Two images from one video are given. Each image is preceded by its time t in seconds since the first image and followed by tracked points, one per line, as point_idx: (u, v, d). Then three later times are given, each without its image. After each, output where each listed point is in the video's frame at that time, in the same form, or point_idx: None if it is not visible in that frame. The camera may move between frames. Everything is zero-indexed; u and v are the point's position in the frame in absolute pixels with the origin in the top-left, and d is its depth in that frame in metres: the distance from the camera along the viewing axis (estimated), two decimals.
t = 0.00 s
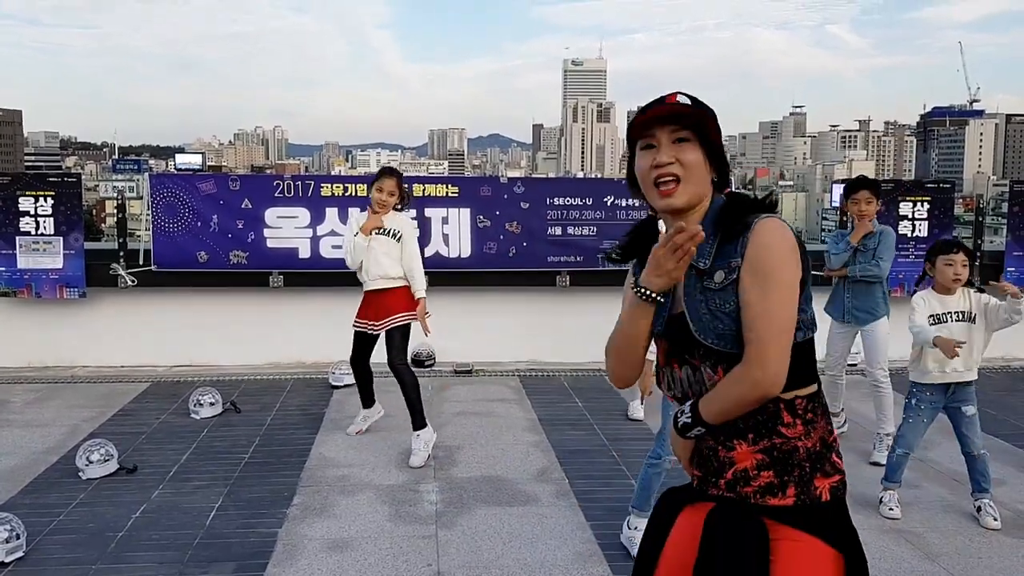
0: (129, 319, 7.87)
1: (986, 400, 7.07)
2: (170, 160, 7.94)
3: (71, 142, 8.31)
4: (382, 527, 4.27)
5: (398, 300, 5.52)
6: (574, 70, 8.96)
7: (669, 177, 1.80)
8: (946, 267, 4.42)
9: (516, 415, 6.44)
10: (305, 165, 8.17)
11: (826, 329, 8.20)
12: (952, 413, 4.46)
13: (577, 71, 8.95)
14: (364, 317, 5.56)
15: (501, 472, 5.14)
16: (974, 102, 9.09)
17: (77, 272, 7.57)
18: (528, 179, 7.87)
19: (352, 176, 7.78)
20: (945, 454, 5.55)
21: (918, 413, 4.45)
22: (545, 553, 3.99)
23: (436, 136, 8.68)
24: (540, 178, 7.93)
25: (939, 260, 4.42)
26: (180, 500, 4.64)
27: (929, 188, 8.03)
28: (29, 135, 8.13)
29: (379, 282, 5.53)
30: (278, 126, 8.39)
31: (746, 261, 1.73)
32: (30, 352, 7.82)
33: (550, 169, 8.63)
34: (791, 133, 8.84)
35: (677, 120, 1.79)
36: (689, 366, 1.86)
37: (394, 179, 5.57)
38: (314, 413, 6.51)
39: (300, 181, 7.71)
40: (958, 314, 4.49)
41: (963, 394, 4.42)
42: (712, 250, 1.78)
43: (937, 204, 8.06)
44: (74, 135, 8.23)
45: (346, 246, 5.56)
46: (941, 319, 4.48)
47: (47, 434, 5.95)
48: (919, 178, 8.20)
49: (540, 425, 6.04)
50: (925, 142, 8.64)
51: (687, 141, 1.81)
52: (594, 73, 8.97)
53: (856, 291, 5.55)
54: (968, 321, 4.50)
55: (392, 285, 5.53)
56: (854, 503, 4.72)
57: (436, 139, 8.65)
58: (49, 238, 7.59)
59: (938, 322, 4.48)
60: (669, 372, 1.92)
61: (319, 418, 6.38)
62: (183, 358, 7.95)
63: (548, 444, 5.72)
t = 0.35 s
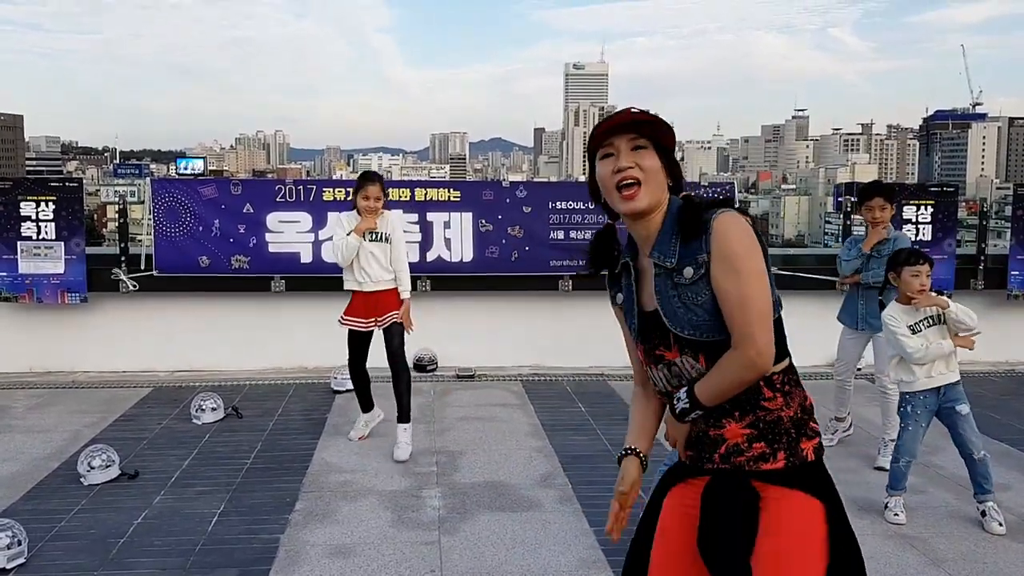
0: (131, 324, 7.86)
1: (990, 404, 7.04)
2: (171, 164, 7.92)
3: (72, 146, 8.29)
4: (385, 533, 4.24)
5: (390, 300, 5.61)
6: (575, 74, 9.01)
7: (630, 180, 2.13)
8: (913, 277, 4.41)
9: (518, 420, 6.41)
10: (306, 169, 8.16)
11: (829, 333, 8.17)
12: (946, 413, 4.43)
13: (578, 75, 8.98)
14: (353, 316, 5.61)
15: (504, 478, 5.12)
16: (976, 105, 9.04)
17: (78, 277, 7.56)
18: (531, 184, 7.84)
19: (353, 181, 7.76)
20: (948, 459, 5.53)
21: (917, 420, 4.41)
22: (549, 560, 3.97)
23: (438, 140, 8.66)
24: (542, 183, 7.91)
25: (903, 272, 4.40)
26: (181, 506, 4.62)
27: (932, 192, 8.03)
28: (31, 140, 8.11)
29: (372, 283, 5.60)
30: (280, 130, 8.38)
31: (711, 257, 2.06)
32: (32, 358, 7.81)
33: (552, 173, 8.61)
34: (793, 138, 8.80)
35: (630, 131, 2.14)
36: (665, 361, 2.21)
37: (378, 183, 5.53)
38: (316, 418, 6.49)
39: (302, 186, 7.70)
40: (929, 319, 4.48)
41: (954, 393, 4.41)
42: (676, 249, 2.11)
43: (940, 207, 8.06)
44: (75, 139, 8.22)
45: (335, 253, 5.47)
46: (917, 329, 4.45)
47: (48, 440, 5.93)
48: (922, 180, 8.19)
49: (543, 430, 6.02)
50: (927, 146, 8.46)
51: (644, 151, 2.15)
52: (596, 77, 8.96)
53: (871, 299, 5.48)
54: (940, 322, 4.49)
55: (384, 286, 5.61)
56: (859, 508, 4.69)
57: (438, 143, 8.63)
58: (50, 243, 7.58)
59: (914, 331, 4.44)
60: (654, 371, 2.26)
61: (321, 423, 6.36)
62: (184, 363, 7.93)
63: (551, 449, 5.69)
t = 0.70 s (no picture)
0: (128, 327, 7.84)
1: (988, 407, 7.04)
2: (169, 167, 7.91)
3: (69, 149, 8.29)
4: (382, 537, 4.23)
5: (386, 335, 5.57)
6: (573, 77, 8.96)
7: (664, 230, 2.15)
8: (906, 285, 4.41)
9: (516, 424, 6.40)
10: (304, 172, 8.16)
11: (826, 336, 8.17)
12: (933, 419, 4.46)
13: (576, 78, 8.95)
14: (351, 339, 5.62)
15: (502, 481, 5.11)
16: (972, 109, 9.05)
17: (75, 280, 7.54)
18: (529, 187, 7.84)
19: (350, 184, 7.75)
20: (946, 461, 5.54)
21: (907, 426, 4.40)
22: (546, 563, 3.97)
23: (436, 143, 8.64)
24: (540, 186, 7.90)
25: (898, 279, 4.41)
26: (178, 510, 4.61)
27: (930, 195, 8.03)
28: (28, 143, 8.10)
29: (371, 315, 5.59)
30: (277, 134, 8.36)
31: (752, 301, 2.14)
32: (29, 361, 7.80)
33: (550, 176, 8.60)
34: (790, 140, 8.79)
35: (653, 178, 2.15)
36: (681, 404, 2.23)
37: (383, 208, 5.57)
38: (313, 422, 6.47)
39: (299, 189, 7.69)
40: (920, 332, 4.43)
41: (940, 400, 4.43)
42: (713, 298, 2.16)
43: (938, 211, 8.05)
44: (72, 142, 8.21)
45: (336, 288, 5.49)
46: (905, 340, 4.42)
47: (44, 443, 5.91)
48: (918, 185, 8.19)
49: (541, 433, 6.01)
50: (924, 149, 8.45)
51: (666, 196, 2.18)
52: (594, 80, 8.96)
53: (870, 307, 5.49)
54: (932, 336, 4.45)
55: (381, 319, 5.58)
56: (857, 512, 4.69)
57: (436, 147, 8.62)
58: (47, 246, 7.57)
59: (903, 342, 4.42)
60: (660, 409, 2.28)
61: (319, 427, 6.34)
62: (181, 366, 7.92)
63: (549, 453, 5.68)
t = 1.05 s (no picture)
0: (115, 327, 7.81)
1: (973, 406, 7.09)
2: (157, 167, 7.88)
3: (56, 149, 8.25)
4: (371, 537, 4.24)
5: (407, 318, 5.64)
6: (560, 77, 9.00)
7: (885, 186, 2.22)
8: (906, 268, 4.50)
9: (504, 423, 6.41)
10: (293, 172, 8.15)
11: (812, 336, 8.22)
12: (919, 408, 4.57)
13: (563, 78, 8.99)
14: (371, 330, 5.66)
15: (490, 480, 5.12)
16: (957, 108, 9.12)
17: (62, 280, 7.50)
18: (517, 187, 7.85)
19: (338, 184, 7.75)
20: (931, 460, 5.57)
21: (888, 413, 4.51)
22: (534, 562, 3.98)
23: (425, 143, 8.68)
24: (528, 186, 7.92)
25: (900, 261, 4.48)
26: (165, 510, 4.60)
27: (915, 194, 8.10)
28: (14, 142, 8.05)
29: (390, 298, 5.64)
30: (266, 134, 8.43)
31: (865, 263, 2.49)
32: (15, 361, 7.75)
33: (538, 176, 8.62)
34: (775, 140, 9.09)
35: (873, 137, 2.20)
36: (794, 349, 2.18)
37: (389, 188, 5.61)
38: (301, 422, 6.46)
39: (287, 188, 7.68)
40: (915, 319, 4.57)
41: (927, 390, 4.54)
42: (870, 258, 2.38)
43: (923, 210, 8.10)
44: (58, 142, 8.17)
45: (341, 278, 5.52)
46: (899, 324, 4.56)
47: (30, 444, 5.88)
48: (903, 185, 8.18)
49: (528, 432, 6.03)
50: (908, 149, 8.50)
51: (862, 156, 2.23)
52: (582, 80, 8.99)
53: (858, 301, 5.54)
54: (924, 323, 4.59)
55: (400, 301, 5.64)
56: (842, 510, 4.72)
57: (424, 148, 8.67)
58: (33, 246, 7.52)
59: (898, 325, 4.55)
60: (773, 351, 2.17)
61: (306, 427, 6.33)
62: (168, 366, 7.89)
63: (536, 452, 5.69)
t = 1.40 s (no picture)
0: (78, 327, 7.70)
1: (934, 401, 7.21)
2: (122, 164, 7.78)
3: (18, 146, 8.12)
4: (338, 536, 4.22)
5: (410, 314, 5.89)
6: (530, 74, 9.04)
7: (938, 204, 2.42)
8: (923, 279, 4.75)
9: (473, 421, 6.41)
10: (261, 169, 8.09)
11: (778, 332, 8.31)
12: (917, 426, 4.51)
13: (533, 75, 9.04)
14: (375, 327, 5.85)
15: (458, 478, 5.12)
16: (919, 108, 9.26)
17: (23, 279, 7.37)
18: (485, 184, 7.85)
19: (304, 181, 7.69)
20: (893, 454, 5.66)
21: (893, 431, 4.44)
22: (501, 558, 3.99)
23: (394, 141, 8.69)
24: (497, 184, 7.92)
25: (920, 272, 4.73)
26: (129, 511, 4.55)
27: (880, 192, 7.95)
28: None
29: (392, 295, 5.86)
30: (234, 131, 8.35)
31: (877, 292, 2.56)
32: None
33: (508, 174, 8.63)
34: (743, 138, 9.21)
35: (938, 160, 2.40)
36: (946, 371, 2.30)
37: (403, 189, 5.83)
38: (268, 421, 6.42)
39: (253, 186, 7.61)
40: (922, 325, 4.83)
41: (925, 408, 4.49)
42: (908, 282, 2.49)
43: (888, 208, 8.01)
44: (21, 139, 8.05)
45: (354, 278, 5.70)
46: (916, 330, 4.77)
47: None
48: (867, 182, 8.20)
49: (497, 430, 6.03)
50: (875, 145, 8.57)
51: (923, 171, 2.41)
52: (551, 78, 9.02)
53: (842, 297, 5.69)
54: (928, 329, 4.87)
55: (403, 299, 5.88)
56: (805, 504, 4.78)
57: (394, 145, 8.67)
58: None
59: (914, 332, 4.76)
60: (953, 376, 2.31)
61: (274, 426, 6.29)
62: (133, 366, 7.79)
63: (505, 449, 5.70)
